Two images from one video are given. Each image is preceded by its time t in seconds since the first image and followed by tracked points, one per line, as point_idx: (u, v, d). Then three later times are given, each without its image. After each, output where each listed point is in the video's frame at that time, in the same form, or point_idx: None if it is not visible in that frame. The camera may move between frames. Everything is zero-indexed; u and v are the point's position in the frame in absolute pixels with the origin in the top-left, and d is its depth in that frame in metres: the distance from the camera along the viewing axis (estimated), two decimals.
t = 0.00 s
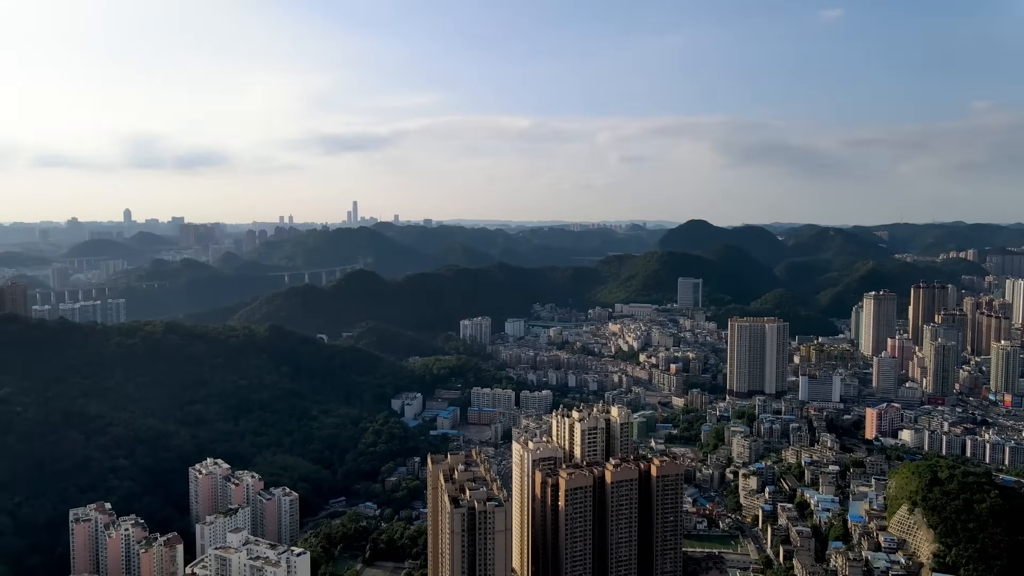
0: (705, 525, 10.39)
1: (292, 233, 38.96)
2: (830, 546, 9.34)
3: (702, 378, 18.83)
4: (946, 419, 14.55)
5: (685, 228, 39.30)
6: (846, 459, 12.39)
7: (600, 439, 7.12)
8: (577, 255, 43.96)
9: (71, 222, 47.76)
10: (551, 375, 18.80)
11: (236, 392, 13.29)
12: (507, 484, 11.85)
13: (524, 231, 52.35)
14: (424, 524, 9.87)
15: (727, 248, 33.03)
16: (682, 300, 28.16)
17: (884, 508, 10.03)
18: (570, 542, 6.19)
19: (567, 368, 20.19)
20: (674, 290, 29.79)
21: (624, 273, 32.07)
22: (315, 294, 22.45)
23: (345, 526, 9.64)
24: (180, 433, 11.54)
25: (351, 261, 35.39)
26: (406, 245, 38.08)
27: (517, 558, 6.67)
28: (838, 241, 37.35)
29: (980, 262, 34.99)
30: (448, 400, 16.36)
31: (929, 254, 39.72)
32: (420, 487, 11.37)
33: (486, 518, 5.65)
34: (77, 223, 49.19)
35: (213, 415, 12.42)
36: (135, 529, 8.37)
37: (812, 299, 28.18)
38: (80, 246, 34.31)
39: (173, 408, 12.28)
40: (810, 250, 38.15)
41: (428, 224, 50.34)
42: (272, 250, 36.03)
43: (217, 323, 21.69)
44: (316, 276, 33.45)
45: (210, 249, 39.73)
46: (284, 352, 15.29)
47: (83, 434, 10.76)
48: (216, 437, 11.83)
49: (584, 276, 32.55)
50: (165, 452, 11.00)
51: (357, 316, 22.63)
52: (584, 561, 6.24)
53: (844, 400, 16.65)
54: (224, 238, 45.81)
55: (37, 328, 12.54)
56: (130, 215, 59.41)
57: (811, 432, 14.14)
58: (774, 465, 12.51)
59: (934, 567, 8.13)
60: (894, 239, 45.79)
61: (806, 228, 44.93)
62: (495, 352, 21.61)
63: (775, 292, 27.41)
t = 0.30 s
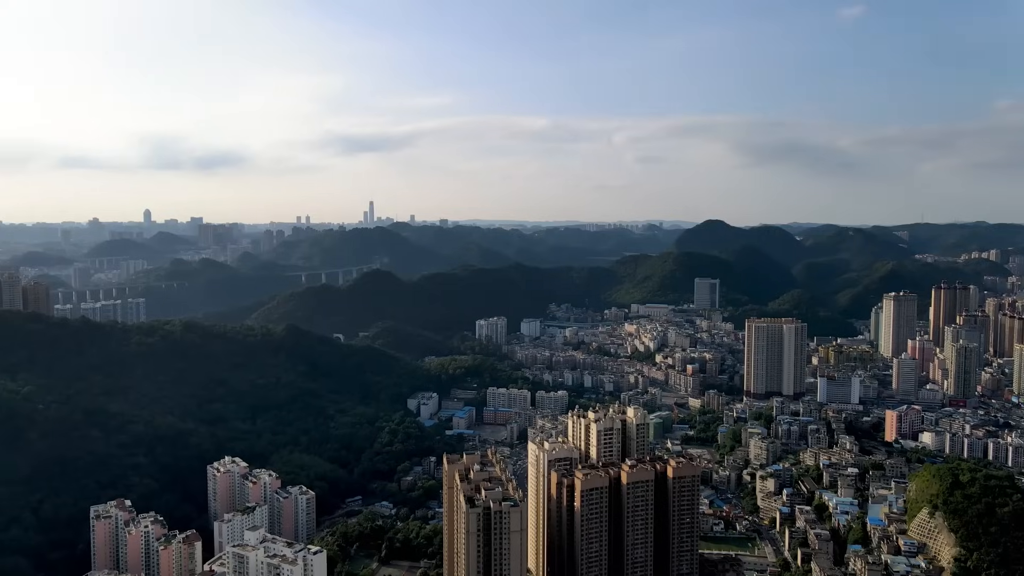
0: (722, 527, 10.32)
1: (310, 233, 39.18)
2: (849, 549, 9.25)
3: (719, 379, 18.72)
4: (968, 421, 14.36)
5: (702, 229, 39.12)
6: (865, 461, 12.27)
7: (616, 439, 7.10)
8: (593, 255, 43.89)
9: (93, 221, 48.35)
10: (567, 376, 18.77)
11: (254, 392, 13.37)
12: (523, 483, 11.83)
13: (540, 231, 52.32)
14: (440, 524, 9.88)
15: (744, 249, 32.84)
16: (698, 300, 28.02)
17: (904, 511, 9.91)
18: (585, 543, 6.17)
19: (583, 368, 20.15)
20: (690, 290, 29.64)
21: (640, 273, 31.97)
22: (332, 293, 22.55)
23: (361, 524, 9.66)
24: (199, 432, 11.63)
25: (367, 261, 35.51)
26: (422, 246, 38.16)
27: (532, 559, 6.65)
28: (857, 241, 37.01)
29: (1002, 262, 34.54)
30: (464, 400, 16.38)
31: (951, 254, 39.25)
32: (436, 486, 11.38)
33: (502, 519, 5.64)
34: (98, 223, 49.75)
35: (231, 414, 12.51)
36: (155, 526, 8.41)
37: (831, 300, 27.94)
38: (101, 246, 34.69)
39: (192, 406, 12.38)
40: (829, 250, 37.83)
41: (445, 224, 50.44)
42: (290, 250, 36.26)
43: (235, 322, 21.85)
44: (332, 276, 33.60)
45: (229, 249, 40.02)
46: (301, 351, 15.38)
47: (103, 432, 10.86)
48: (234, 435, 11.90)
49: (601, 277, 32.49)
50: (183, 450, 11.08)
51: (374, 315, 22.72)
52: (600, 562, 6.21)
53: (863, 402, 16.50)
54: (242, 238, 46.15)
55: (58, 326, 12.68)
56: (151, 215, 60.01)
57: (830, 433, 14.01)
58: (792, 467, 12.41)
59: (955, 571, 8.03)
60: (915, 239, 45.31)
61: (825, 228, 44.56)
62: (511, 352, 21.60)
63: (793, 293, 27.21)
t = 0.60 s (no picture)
0: (739, 528, 10.23)
1: (327, 233, 39.37)
2: (868, 553, 9.16)
3: (736, 380, 18.60)
4: (990, 424, 14.17)
5: (720, 229, 38.92)
6: (885, 463, 12.14)
7: (632, 441, 7.07)
8: (609, 255, 43.79)
9: (113, 222, 48.91)
10: (583, 376, 18.73)
11: (272, 391, 13.45)
12: (539, 484, 11.81)
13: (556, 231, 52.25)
14: (455, 524, 9.89)
15: (762, 249, 32.62)
16: (715, 301, 27.86)
17: (925, 515, 9.80)
18: (601, 544, 6.14)
19: (599, 369, 20.11)
20: (707, 291, 29.49)
21: (657, 273, 31.85)
22: (349, 293, 22.64)
23: (377, 523, 9.68)
24: (217, 430, 11.71)
25: (384, 261, 35.59)
26: (438, 246, 38.24)
27: (548, 559, 6.64)
28: (877, 241, 36.65)
29: None
30: (480, 400, 16.38)
31: (973, 255, 38.77)
32: (452, 486, 11.38)
33: (518, 518, 5.63)
34: (119, 223, 50.28)
35: (249, 413, 12.58)
36: (174, 523, 8.48)
37: (850, 301, 27.69)
38: (122, 246, 35.06)
39: (211, 405, 12.47)
40: (848, 250, 37.49)
41: (461, 224, 50.54)
42: (307, 250, 36.46)
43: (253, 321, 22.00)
44: (349, 276, 33.74)
45: (248, 248, 40.33)
46: (319, 351, 15.45)
47: (124, 430, 10.96)
48: (252, 434, 11.97)
49: (617, 277, 32.40)
50: (202, 448, 11.17)
51: (390, 315, 22.80)
52: (616, 563, 6.18)
53: (883, 404, 16.32)
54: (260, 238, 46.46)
55: (80, 325, 12.82)
56: (170, 215, 60.54)
57: (849, 435, 13.89)
58: (811, 469, 12.30)
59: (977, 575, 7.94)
60: (936, 239, 44.80)
61: (844, 228, 44.17)
62: (527, 352, 21.58)
63: (811, 294, 27.01)
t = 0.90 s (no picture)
0: (757, 531, 10.15)
1: (344, 234, 39.56)
2: (888, 557, 9.05)
3: (754, 381, 18.47)
4: (1014, 427, 13.96)
5: (737, 229, 38.70)
6: (905, 466, 12.02)
7: (649, 442, 7.04)
8: (625, 256, 43.67)
9: (133, 223, 49.48)
10: (599, 377, 18.68)
11: (289, 390, 13.52)
12: (555, 484, 11.78)
13: (573, 231, 52.18)
14: (471, 523, 9.89)
15: (780, 249, 32.37)
16: (733, 301, 27.68)
17: (946, 519, 9.69)
18: (617, 545, 6.11)
19: (615, 369, 20.05)
20: (724, 291, 29.33)
21: (673, 274, 31.72)
22: (365, 293, 22.72)
23: (393, 522, 9.69)
24: (235, 429, 11.79)
25: (400, 261, 35.66)
26: (454, 246, 38.30)
27: (564, 559, 6.62)
28: (897, 241, 36.27)
29: None
30: (496, 401, 16.37)
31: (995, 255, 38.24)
32: (468, 486, 11.37)
33: (534, 519, 5.61)
34: (139, 224, 50.78)
35: (267, 412, 12.65)
36: (193, 521, 8.54)
37: (870, 302, 27.42)
38: (142, 246, 35.42)
39: (229, 404, 12.55)
40: (867, 251, 37.15)
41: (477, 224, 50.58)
42: (324, 250, 36.65)
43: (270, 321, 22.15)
44: (366, 276, 33.88)
45: (266, 249, 40.59)
46: (336, 351, 15.52)
47: (144, 428, 11.06)
48: (270, 433, 12.04)
49: (633, 277, 32.30)
50: (220, 447, 11.24)
51: (406, 315, 22.86)
52: (632, 565, 6.15)
53: (903, 406, 16.14)
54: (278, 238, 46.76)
55: (102, 324, 12.96)
56: (189, 215, 61.08)
57: (869, 438, 13.76)
58: (829, 471, 12.19)
59: None
60: (958, 240, 44.26)
61: (864, 229, 43.72)
62: (543, 352, 21.56)
63: (830, 295, 26.78)
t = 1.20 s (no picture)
0: (774, 533, 10.08)
1: (361, 234, 39.71)
2: (908, 560, 8.96)
3: (772, 382, 18.34)
4: None
5: (755, 229, 38.45)
6: (926, 469, 11.88)
7: (665, 442, 7.00)
8: (642, 256, 43.54)
9: (153, 223, 50.02)
10: (615, 377, 18.63)
11: (307, 390, 13.59)
12: (571, 485, 11.75)
13: (589, 231, 52.05)
14: (487, 523, 9.88)
15: (798, 249, 32.12)
16: (751, 302, 27.51)
17: (968, 523, 9.57)
18: (633, 546, 6.08)
19: (632, 370, 20.00)
20: (742, 292, 29.16)
21: (690, 274, 31.57)
22: (382, 293, 22.81)
23: (409, 522, 9.71)
24: (253, 427, 11.86)
25: (417, 261, 35.75)
26: (471, 246, 38.34)
27: (579, 560, 6.61)
28: (918, 240, 35.87)
29: None
30: (511, 401, 16.37)
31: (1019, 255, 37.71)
32: (483, 486, 11.37)
33: (549, 519, 5.60)
34: (159, 224, 51.29)
35: (284, 411, 12.72)
36: (211, 518, 8.61)
37: (890, 302, 27.15)
38: (163, 246, 35.75)
39: (247, 402, 12.64)
40: (887, 251, 36.78)
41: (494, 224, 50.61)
42: (341, 251, 36.83)
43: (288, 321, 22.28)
44: (382, 276, 34.00)
45: (283, 248, 40.82)
46: (353, 350, 15.58)
47: (164, 426, 11.15)
48: (287, 432, 12.11)
49: (650, 277, 32.19)
50: (238, 446, 11.31)
51: (423, 315, 22.92)
52: (648, 566, 6.12)
53: (924, 408, 15.96)
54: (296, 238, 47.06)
55: (122, 323, 13.08)
56: (208, 215, 61.62)
57: (889, 440, 13.62)
58: (849, 474, 12.08)
59: None
60: (981, 240, 43.70)
61: (884, 228, 43.28)
62: (559, 352, 21.54)
63: (849, 295, 26.53)
